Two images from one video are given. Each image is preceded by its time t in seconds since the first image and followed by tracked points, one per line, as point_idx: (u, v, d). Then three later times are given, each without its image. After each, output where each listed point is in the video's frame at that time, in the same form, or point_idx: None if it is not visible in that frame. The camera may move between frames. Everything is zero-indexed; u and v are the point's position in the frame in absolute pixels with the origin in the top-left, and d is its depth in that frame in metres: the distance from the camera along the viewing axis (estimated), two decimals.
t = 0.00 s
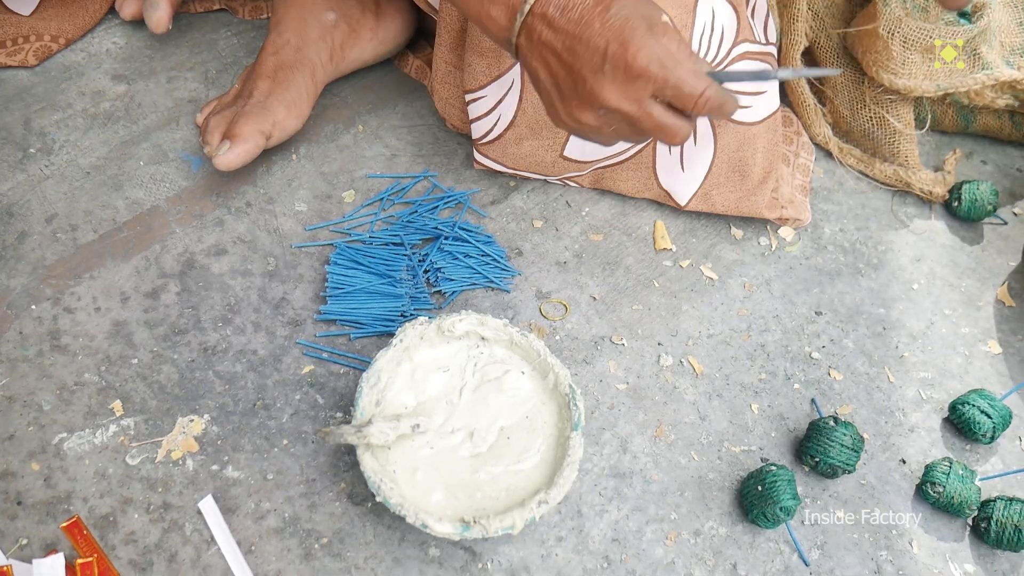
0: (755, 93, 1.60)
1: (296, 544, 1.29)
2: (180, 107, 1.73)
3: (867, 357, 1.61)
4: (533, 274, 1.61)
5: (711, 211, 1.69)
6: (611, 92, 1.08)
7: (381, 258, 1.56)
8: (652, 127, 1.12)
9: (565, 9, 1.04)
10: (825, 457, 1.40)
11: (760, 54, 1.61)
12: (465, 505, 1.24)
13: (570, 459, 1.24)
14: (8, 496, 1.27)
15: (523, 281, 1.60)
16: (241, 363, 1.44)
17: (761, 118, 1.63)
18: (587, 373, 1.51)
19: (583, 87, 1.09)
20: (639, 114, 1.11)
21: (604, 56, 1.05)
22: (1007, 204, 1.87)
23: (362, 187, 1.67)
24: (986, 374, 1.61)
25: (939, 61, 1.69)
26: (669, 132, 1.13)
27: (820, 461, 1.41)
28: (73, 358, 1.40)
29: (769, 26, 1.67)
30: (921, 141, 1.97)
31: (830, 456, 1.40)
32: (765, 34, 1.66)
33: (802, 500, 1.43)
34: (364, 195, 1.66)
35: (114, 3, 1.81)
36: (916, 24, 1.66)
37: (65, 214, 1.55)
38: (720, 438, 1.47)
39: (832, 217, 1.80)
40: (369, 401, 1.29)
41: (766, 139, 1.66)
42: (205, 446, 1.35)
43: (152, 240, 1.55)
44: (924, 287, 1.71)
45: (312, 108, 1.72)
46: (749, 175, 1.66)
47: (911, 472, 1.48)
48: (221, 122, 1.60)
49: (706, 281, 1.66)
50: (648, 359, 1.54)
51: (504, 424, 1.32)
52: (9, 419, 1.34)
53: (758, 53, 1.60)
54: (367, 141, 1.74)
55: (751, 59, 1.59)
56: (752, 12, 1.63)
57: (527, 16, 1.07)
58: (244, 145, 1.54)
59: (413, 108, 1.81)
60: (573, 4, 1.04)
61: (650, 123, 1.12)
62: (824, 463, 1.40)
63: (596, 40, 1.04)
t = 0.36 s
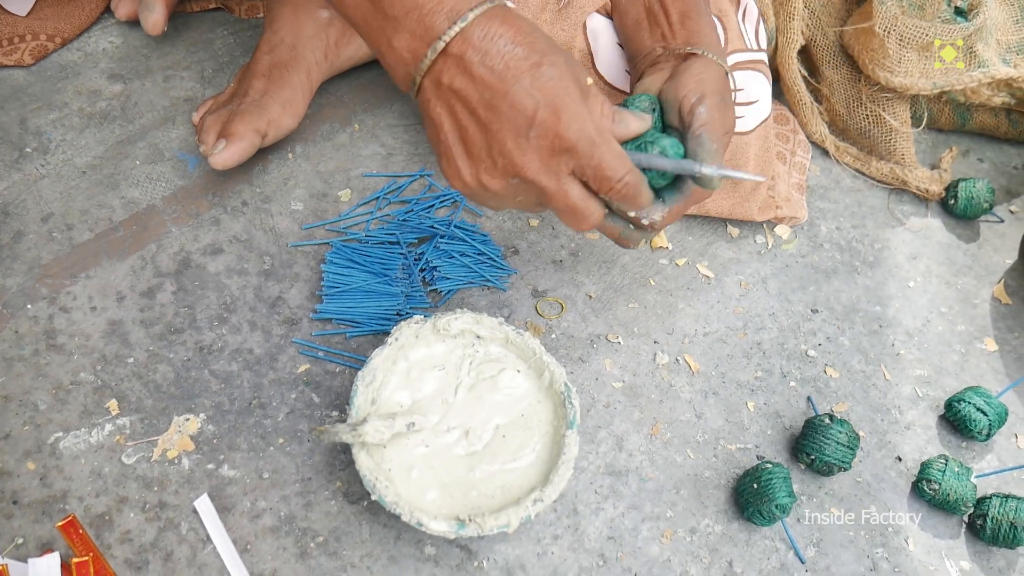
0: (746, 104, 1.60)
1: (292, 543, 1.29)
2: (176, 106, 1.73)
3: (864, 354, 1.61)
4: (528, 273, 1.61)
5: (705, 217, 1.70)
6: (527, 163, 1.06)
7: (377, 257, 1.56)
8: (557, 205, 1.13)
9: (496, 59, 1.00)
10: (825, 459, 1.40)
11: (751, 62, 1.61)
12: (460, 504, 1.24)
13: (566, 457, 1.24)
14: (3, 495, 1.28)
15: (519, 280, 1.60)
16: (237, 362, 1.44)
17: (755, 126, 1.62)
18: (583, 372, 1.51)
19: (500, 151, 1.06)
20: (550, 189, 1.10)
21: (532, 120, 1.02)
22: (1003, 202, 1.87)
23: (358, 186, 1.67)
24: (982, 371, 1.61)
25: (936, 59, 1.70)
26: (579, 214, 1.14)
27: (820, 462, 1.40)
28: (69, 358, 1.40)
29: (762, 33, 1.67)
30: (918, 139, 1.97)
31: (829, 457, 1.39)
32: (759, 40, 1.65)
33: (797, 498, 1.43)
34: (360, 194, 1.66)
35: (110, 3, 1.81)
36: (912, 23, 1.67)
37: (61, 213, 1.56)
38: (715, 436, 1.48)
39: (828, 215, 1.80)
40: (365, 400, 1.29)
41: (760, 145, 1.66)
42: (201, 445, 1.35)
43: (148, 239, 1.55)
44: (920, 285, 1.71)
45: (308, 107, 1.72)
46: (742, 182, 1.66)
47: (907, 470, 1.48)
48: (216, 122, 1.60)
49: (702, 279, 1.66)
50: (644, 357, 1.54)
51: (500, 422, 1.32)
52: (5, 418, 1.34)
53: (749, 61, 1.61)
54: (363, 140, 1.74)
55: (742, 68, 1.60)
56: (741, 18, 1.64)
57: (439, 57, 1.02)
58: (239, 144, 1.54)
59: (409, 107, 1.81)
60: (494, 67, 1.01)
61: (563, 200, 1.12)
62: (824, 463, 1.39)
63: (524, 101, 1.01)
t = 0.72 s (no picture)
0: (734, 103, 1.61)
1: (281, 544, 1.29)
2: (165, 109, 1.73)
3: (853, 352, 1.61)
4: (518, 273, 1.61)
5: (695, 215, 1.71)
6: (492, 206, 1.10)
7: (366, 258, 1.56)
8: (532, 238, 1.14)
9: (451, 112, 1.05)
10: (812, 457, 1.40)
11: (738, 62, 1.60)
12: (450, 504, 1.25)
13: (554, 457, 1.24)
14: None
15: (509, 280, 1.60)
16: (227, 364, 1.44)
17: (743, 125, 1.62)
18: (573, 371, 1.51)
19: (468, 199, 1.11)
20: (522, 225, 1.11)
21: (485, 167, 1.05)
22: (991, 199, 1.88)
23: (347, 187, 1.68)
24: (970, 368, 1.62)
25: (923, 58, 1.71)
26: (554, 241, 1.14)
27: (807, 460, 1.41)
28: (59, 360, 1.41)
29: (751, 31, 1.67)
30: (906, 138, 1.97)
31: (816, 454, 1.40)
32: (747, 38, 1.65)
33: (786, 496, 1.44)
34: (350, 196, 1.67)
35: (99, 5, 1.81)
36: (897, 22, 1.67)
37: (50, 216, 1.56)
38: (704, 435, 1.48)
39: (817, 214, 1.80)
40: (354, 401, 1.29)
41: (748, 144, 1.67)
42: (190, 447, 1.36)
43: (138, 241, 1.55)
44: (909, 283, 1.72)
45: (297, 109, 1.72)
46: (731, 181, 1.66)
47: (896, 467, 1.49)
48: (206, 124, 1.60)
49: (692, 279, 1.67)
50: (633, 356, 1.55)
51: (488, 422, 1.32)
52: None
53: (737, 60, 1.60)
54: (353, 141, 1.74)
55: (729, 68, 1.59)
56: (730, 17, 1.63)
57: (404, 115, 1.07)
58: (228, 146, 1.54)
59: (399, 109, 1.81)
60: (449, 126, 1.05)
61: (535, 232, 1.13)
62: (811, 460, 1.40)
63: (477, 151, 1.05)
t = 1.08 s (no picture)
0: (728, 102, 1.62)
1: (276, 548, 1.29)
2: (160, 114, 1.74)
3: (849, 354, 1.61)
4: (513, 276, 1.61)
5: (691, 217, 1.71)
6: (514, 185, 1.11)
7: (361, 262, 1.56)
8: (540, 227, 1.14)
9: (485, 98, 1.12)
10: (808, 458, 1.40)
11: (732, 61, 1.61)
12: (444, 507, 1.24)
13: (548, 460, 1.24)
14: None
15: (504, 283, 1.60)
16: (222, 369, 1.44)
17: (737, 125, 1.63)
18: (568, 374, 1.51)
19: (484, 176, 1.13)
20: (533, 209, 1.12)
21: (512, 143, 1.10)
22: (987, 200, 1.88)
23: (342, 191, 1.68)
24: (967, 369, 1.61)
25: (918, 59, 1.71)
26: (558, 238, 1.14)
27: (804, 461, 1.40)
28: (54, 366, 1.41)
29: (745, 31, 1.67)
30: (902, 139, 1.97)
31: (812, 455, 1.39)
32: (741, 39, 1.65)
33: (782, 498, 1.43)
34: (345, 200, 1.67)
35: (95, 11, 1.82)
36: (892, 23, 1.68)
37: (46, 222, 1.56)
38: (700, 438, 1.48)
39: (813, 216, 1.80)
40: (347, 405, 1.29)
41: (744, 144, 1.67)
42: (185, 452, 1.36)
43: (133, 246, 1.55)
44: (905, 284, 1.72)
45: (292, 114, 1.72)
46: (726, 181, 1.67)
47: (892, 469, 1.49)
48: (200, 128, 1.60)
49: (687, 281, 1.66)
50: (629, 359, 1.54)
51: (483, 426, 1.32)
52: None
53: (731, 59, 1.61)
54: (348, 145, 1.75)
55: (722, 67, 1.61)
56: (725, 16, 1.65)
57: (439, 95, 1.14)
58: (223, 150, 1.55)
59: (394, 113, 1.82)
60: (477, 109, 1.12)
61: (542, 223, 1.14)
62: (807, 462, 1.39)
63: (507, 129, 1.10)
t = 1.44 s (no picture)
0: (733, 107, 1.61)
1: (269, 550, 1.28)
2: (161, 110, 1.73)
3: (851, 363, 1.59)
4: (514, 278, 1.60)
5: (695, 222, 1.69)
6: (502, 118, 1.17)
7: (360, 262, 1.55)
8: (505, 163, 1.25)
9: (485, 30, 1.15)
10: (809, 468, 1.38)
11: (737, 66, 1.61)
12: (439, 512, 1.23)
13: (545, 465, 1.22)
14: None
15: (504, 286, 1.59)
16: (218, 368, 1.43)
17: (742, 130, 1.63)
18: (567, 378, 1.50)
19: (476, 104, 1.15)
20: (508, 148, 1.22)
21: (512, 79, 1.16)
22: (993, 209, 1.86)
23: (343, 191, 1.67)
24: (970, 380, 1.60)
25: (926, 66, 1.69)
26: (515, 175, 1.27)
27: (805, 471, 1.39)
28: (49, 362, 1.40)
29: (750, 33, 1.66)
30: (908, 146, 1.95)
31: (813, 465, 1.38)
32: (746, 42, 1.65)
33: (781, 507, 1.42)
34: (345, 199, 1.66)
35: (97, 6, 1.81)
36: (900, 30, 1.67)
37: (43, 217, 1.55)
38: (699, 445, 1.46)
39: (817, 223, 1.79)
40: (344, 406, 1.28)
41: (748, 150, 1.66)
42: (179, 451, 1.35)
43: (131, 243, 1.54)
44: (909, 293, 1.70)
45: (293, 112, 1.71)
46: (730, 187, 1.65)
47: (893, 480, 1.47)
48: (200, 124, 1.59)
49: (689, 286, 1.65)
50: (629, 364, 1.53)
51: (480, 430, 1.30)
52: None
53: (737, 64, 1.61)
54: (349, 144, 1.74)
55: (727, 73, 1.60)
56: (731, 20, 1.64)
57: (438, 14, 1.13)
58: (222, 147, 1.54)
59: (396, 112, 1.80)
60: (469, 44, 1.14)
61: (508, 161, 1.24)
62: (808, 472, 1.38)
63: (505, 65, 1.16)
